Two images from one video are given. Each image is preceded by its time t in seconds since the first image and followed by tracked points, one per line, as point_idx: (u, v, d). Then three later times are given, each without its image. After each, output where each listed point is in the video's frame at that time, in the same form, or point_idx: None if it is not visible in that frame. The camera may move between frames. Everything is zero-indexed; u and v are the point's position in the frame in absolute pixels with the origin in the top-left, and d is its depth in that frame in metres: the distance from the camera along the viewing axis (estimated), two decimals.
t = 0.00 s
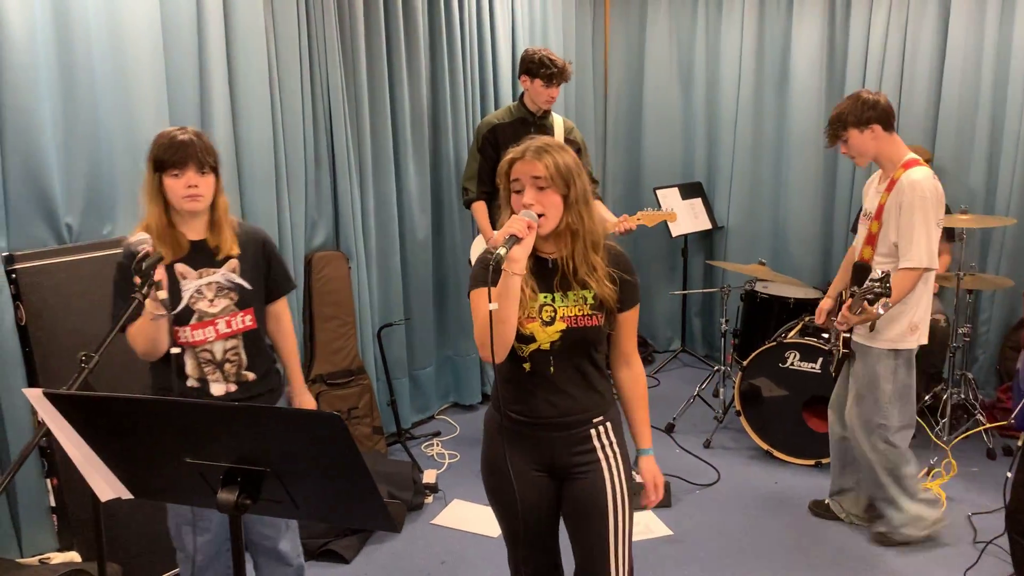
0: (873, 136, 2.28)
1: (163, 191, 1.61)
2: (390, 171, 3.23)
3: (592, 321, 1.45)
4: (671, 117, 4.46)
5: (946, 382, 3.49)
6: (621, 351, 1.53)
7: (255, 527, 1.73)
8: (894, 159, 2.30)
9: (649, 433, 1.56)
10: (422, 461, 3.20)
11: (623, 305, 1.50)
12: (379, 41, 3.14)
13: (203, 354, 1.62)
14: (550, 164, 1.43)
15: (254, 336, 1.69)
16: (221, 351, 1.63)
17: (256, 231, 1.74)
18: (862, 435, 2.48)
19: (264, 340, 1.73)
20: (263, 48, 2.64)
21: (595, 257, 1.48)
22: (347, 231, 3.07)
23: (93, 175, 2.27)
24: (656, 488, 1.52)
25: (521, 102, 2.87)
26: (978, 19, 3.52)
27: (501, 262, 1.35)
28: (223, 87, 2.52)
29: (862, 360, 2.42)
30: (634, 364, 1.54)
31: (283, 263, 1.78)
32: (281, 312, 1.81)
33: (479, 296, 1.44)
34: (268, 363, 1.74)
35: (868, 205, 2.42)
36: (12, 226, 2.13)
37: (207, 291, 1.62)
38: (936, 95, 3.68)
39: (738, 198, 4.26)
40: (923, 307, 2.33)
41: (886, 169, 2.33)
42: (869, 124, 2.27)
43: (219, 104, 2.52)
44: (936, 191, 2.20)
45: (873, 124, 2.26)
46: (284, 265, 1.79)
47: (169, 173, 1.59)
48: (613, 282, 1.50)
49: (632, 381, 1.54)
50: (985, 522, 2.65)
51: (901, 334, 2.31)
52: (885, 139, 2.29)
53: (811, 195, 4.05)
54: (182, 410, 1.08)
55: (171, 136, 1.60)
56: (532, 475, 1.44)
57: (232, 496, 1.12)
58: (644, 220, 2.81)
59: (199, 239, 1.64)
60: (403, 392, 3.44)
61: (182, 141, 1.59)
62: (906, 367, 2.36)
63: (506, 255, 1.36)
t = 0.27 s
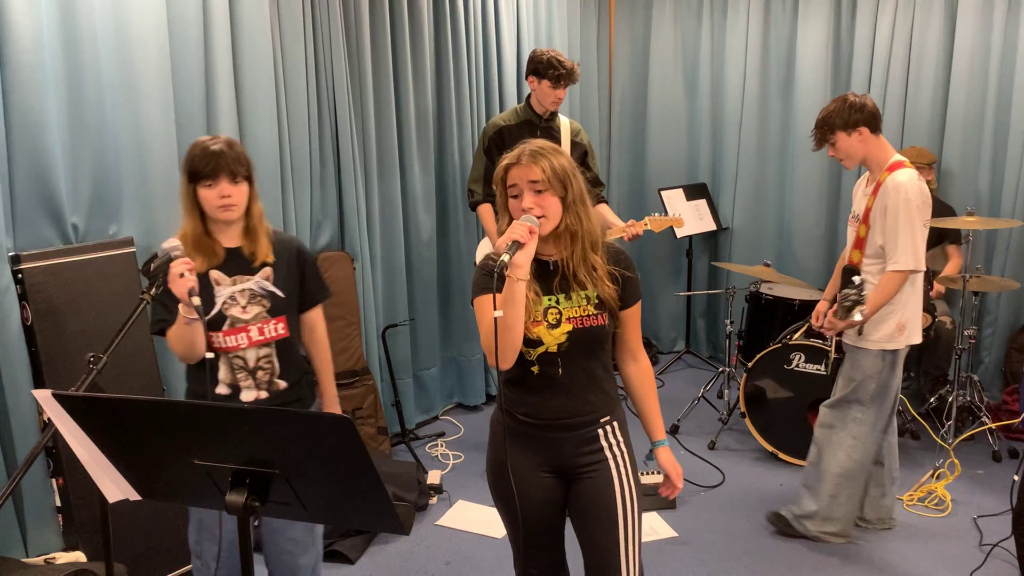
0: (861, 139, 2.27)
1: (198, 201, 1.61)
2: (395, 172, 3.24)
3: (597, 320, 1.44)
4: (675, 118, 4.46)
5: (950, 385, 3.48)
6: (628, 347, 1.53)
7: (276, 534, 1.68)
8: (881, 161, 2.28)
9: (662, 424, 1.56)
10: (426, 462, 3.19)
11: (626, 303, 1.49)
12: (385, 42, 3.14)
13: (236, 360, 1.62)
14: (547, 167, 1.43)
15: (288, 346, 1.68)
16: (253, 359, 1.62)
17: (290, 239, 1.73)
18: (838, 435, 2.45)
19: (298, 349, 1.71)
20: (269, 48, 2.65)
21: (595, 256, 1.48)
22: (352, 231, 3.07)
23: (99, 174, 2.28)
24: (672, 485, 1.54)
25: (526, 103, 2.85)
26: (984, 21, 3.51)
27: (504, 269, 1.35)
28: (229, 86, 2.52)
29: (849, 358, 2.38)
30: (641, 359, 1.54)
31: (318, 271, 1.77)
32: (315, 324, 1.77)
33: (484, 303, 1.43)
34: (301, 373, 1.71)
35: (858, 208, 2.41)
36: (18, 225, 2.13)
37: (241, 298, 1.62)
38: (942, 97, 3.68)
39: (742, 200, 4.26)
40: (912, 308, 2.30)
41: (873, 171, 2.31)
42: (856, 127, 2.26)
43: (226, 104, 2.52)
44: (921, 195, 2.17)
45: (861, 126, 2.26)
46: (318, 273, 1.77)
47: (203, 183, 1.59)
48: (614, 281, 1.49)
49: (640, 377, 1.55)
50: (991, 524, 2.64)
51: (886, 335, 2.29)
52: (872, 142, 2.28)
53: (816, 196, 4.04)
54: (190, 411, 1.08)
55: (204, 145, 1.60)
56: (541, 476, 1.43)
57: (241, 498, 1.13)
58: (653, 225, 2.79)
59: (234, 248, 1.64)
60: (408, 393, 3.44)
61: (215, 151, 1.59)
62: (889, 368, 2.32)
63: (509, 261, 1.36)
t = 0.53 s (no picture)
0: (849, 138, 2.26)
1: (225, 192, 1.63)
2: (397, 171, 3.24)
3: (599, 317, 1.44)
4: (677, 118, 4.46)
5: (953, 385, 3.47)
6: (634, 343, 1.52)
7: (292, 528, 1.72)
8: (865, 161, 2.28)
9: (670, 421, 1.55)
10: (428, 461, 3.19)
11: (629, 299, 1.49)
12: (387, 42, 3.14)
13: (252, 352, 1.63)
14: (548, 170, 1.42)
15: (304, 341, 1.67)
16: (269, 353, 1.63)
17: (317, 235, 1.73)
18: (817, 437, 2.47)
19: (315, 345, 1.70)
20: (272, 49, 2.65)
21: (595, 257, 1.48)
22: (355, 231, 3.07)
23: (102, 174, 2.27)
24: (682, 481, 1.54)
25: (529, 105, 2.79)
26: (987, 21, 3.51)
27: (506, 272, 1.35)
28: (232, 86, 2.52)
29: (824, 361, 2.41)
30: (647, 355, 1.54)
31: (342, 268, 1.75)
32: (338, 319, 1.77)
33: (486, 305, 1.44)
34: (318, 370, 1.71)
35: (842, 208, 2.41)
36: (21, 224, 2.13)
37: (260, 292, 1.62)
38: (945, 97, 3.67)
39: (745, 200, 4.25)
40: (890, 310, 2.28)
41: (856, 172, 2.31)
42: (844, 127, 2.25)
43: (228, 104, 2.51)
44: (897, 197, 2.16)
45: (848, 126, 2.25)
46: (342, 269, 1.75)
47: (230, 172, 1.61)
48: (616, 277, 1.49)
49: (647, 373, 1.54)
50: (994, 524, 2.64)
51: (858, 335, 2.30)
52: (859, 141, 2.27)
53: (819, 196, 4.03)
54: (193, 412, 1.08)
55: (231, 137, 1.63)
56: (545, 475, 1.43)
57: (246, 498, 1.13)
58: (659, 227, 2.78)
59: (259, 239, 1.65)
60: (410, 393, 3.44)
61: (242, 142, 1.62)
62: (865, 370, 2.33)
63: (510, 265, 1.36)
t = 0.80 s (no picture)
0: (843, 136, 2.27)
1: (236, 190, 1.64)
2: (397, 170, 3.23)
3: (594, 321, 1.43)
4: (677, 116, 4.45)
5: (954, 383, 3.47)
6: (638, 339, 1.51)
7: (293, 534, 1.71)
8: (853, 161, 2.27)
9: (667, 416, 1.52)
10: (429, 461, 3.19)
11: (624, 302, 1.48)
12: (387, 41, 3.13)
13: (256, 350, 1.62)
14: (549, 167, 1.41)
15: (309, 341, 1.67)
16: (272, 350, 1.62)
17: (328, 235, 1.73)
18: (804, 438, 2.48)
19: (321, 346, 1.69)
20: (271, 48, 2.64)
21: (593, 258, 1.46)
22: (355, 230, 3.06)
23: (101, 173, 2.27)
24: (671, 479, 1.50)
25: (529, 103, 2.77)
26: (987, 20, 3.51)
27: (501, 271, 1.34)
28: (232, 85, 2.51)
29: (808, 360, 2.42)
30: (650, 350, 1.52)
31: (351, 268, 1.75)
32: (347, 321, 1.75)
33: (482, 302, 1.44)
34: (321, 372, 1.70)
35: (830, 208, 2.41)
36: (20, 224, 2.12)
37: (267, 290, 1.62)
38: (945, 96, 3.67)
39: (745, 199, 4.25)
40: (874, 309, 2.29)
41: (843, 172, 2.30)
42: (841, 123, 2.25)
43: (228, 103, 2.51)
44: (883, 196, 2.17)
45: (844, 123, 2.26)
46: (350, 270, 1.75)
47: (241, 170, 1.62)
48: (614, 279, 1.47)
49: (650, 369, 1.53)
50: (995, 523, 2.63)
51: (842, 333, 2.30)
52: (849, 141, 2.27)
53: (820, 194, 4.03)
54: (193, 411, 1.07)
55: (244, 136, 1.63)
56: (544, 475, 1.43)
57: (247, 498, 1.12)
58: (661, 228, 2.78)
59: (269, 238, 1.65)
60: (410, 392, 3.44)
61: (253, 140, 1.62)
62: (851, 369, 2.33)
63: (506, 264, 1.35)
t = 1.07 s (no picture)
0: (846, 142, 2.27)
1: (239, 196, 1.64)
2: (398, 170, 3.23)
3: (594, 326, 1.43)
4: (677, 116, 4.45)
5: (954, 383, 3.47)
6: (636, 348, 1.50)
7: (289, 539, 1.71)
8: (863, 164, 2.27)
9: (656, 430, 1.50)
10: (429, 462, 3.18)
11: (626, 309, 1.48)
12: (387, 41, 3.13)
13: (251, 357, 1.62)
14: (555, 168, 1.42)
15: (303, 349, 1.65)
16: (266, 358, 1.62)
17: (329, 242, 1.71)
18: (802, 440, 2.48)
19: (316, 353, 1.67)
20: (272, 49, 2.64)
21: (600, 260, 1.45)
22: (355, 231, 3.06)
23: (102, 173, 2.27)
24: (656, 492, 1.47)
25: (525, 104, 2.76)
26: (987, 20, 3.51)
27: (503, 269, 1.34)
28: (232, 85, 2.51)
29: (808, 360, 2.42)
30: (647, 361, 1.51)
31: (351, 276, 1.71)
32: (342, 331, 1.71)
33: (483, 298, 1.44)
34: (318, 376, 1.68)
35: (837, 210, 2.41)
36: (20, 225, 2.12)
37: (261, 296, 1.62)
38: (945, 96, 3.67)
39: (745, 199, 4.25)
40: (876, 313, 2.29)
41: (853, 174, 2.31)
42: (842, 131, 2.25)
43: (229, 104, 2.51)
44: (893, 200, 2.17)
45: (846, 130, 2.25)
46: (349, 278, 1.71)
47: (244, 177, 1.62)
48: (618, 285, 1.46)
49: (647, 382, 1.51)
50: (996, 523, 2.63)
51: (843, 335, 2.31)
52: (858, 145, 2.27)
53: (820, 194, 4.03)
54: (194, 411, 1.07)
55: (249, 141, 1.64)
56: (538, 476, 1.43)
57: (250, 500, 1.12)
58: (661, 230, 2.78)
59: (269, 245, 1.65)
60: (411, 393, 3.44)
61: (257, 147, 1.63)
62: (850, 370, 2.34)
63: (508, 262, 1.34)
